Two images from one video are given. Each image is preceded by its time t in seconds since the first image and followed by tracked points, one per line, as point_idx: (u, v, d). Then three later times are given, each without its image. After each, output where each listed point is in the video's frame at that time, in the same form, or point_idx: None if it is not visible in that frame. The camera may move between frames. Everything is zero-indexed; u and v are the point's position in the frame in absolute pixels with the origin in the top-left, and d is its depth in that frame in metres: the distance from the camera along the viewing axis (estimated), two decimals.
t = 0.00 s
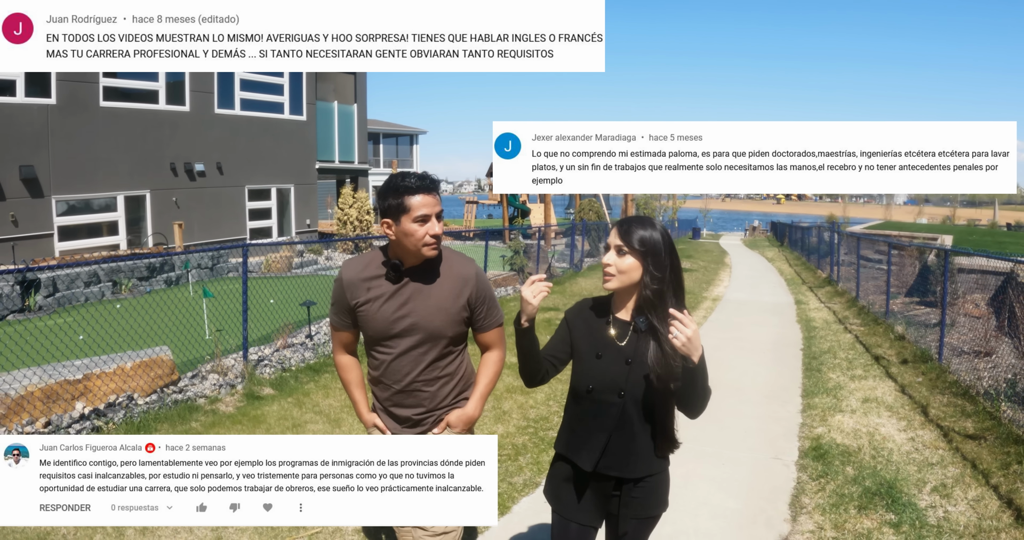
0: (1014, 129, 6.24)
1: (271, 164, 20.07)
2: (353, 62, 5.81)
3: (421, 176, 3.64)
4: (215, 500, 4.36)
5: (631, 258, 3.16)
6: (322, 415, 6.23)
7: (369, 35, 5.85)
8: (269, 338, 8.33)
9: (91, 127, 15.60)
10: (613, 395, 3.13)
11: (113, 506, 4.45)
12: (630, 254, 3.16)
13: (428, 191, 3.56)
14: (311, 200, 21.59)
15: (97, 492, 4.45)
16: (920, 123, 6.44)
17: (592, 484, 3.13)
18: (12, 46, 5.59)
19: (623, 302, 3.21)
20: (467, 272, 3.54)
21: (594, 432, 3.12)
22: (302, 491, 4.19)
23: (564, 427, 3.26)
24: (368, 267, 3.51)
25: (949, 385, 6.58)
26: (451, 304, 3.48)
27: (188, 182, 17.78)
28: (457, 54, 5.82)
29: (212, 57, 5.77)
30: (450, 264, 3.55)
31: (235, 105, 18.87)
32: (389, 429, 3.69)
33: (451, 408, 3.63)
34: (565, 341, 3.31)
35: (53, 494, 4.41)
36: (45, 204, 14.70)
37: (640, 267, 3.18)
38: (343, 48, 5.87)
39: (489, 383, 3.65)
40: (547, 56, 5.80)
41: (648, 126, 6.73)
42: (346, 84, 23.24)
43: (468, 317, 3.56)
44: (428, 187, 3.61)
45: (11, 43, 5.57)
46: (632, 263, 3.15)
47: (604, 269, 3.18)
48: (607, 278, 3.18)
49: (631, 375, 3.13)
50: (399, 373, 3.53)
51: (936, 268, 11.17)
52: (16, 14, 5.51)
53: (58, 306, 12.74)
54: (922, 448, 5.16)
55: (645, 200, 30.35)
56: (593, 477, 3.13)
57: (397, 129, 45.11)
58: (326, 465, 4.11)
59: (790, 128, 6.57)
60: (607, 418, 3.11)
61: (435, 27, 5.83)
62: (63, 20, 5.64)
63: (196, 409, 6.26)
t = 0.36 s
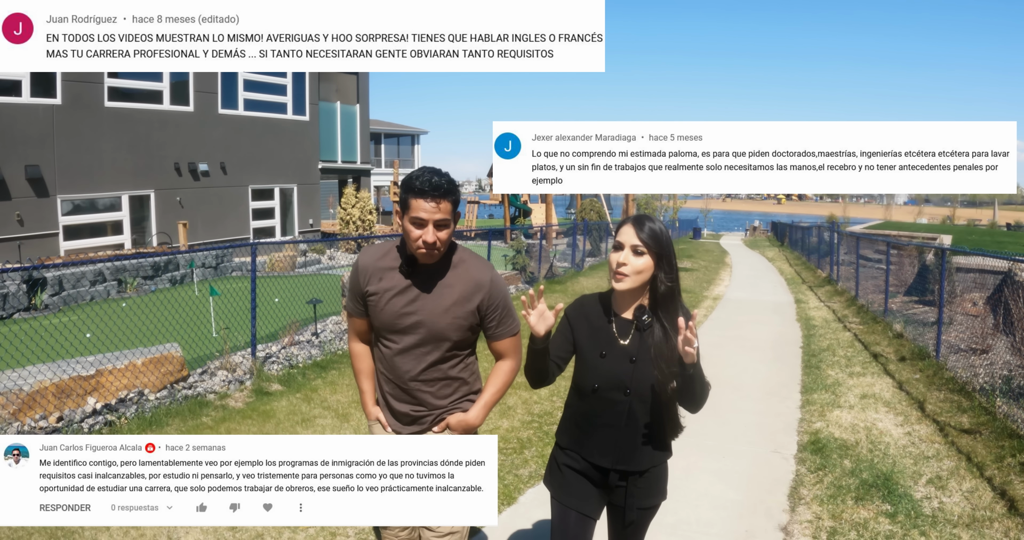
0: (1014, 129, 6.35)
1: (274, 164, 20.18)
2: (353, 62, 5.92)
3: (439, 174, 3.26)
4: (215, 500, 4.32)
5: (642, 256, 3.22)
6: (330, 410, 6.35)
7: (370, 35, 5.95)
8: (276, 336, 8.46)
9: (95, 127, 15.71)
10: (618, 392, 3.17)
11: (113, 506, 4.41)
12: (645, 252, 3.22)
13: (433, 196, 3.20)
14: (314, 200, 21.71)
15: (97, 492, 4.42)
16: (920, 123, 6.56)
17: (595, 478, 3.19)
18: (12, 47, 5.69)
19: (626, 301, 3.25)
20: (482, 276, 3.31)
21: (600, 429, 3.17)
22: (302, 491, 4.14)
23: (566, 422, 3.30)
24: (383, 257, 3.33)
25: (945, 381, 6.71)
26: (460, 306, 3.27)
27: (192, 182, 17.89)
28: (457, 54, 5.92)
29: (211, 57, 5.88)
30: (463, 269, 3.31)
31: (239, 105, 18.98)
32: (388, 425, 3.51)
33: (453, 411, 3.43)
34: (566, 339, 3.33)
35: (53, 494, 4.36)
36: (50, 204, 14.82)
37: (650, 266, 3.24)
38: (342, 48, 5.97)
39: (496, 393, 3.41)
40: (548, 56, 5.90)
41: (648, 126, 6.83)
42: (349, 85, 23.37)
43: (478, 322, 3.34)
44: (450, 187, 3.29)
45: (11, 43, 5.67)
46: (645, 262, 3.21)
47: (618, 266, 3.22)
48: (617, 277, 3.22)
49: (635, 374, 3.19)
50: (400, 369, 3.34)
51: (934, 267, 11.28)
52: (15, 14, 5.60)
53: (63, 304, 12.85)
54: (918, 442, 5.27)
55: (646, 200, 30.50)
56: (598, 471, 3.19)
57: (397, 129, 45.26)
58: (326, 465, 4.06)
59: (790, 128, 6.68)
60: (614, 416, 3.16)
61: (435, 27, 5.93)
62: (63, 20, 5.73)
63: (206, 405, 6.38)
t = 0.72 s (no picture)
0: (1013, 129, 6.45)
1: (276, 164, 20.28)
2: (353, 62, 6.02)
3: (450, 163, 3.38)
4: (215, 500, 4.38)
5: (629, 252, 3.16)
6: (335, 406, 6.46)
7: (369, 36, 6.05)
8: (281, 333, 8.57)
9: (98, 127, 15.79)
10: (606, 392, 3.14)
11: (113, 506, 4.45)
12: (632, 247, 3.16)
13: (443, 183, 3.32)
14: (316, 200, 21.82)
15: (97, 492, 4.46)
16: (918, 123, 6.66)
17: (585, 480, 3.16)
18: (12, 46, 5.77)
19: (612, 299, 3.20)
20: (493, 268, 3.42)
21: (588, 429, 3.14)
22: (302, 491, 4.23)
23: (553, 424, 3.25)
24: (396, 247, 3.44)
25: (943, 377, 6.81)
26: (471, 297, 3.37)
27: (194, 182, 17.98)
28: (457, 54, 6.02)
29: (212, 57, 5.98)
30: (475, 259, 3.42)
31: (240, 106, 19.08)
32: (396, 417, 3.57)
33: (461, 404, 3.52)
34: (551, 340, 3.25)
35: (53, 495, 4.40)
36: (54, 204, 14.92)
37: (637, 262, 3.19)
38: (342, 48, 6.07)
39: (504, 387, 3.49)
40: (548, 56, 5.99)
41: (648, 126, 6.93)
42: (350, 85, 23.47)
43: (488, 314, 3.44)
44: (460, 176, 3.39)
45: (12, 43, 5.75)
46: (632, 257, 3.16)
47: (604, 262, 3.15)
48: (603, 274, 3.15)
49: (623, 373, 3.14)
50: (411, 359, 3.42)
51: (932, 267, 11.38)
52: (16, 15, 5.69)
53: (68, 304, 12.94)
54: (914, 436, 5.37)
55: (645, 200, 30.60)
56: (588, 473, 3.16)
57: (396, 130, 45.37)
58: (327, 465, 4.17)
59: (789, 128, 6.78)
60: (603, 416, 3.12)
61: (435, 28, 6.03)
62: (63, 20, 5.82)
63: (214, 400, 6.48)
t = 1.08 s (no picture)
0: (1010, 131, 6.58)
1: (276, 165, 20.36)
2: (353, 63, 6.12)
3: (439, 174, 3.31)
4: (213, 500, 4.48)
5: (607, 248, 3.12)
6: (340, 405, 6.57)
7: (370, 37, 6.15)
8: (285, 333, 8.68)
9: (99, 128, 15.86)
10: (584, 390, 3.07)
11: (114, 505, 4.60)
12: (609, 243, 3.12)
13: (432, 197, 3.25)
14: (315, 200, 21.91)
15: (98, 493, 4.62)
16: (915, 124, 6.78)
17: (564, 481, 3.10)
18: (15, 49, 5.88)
19: (589, 295, 3.15)
20: (488, 270, 3.44)
21: (566, 429, 3.08)
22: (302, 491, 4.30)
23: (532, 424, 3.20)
24: (388, 257, 3.38)
25: (938, 376, 6.93)
26: (470, 300, 3.37)
27: (195, 183, 18.05)
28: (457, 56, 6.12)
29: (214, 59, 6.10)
30: (469, 263, 3.42)
31: (241, 107, 19.16)
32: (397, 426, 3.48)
33: (463, 407, 3.47)
34: (529, 337, 3.16)
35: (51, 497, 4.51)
36: (55, 205, 15.02)
37: (615, 259, 3.15)
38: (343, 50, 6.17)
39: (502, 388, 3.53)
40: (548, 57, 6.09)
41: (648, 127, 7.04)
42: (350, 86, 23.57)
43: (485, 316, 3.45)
44: (449, 187, 3.33)
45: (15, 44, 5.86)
46: (610, 253, 3.12)
47: (582, 258, 3.11)
48: (581, 269, 3.12)
49: (600, 371, 3.08)
50: (412, 367, 3.37)
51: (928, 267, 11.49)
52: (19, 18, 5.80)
53: (70, 304, 13.02)
54: (909, 433, 5.47)
55: (644, 200, 30.74)
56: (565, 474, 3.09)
57: (395, 130, 45.53)
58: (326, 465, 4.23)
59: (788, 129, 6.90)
60: (580, 415, 3.06)
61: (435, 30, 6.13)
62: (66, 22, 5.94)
63: (219, 400, 6.66)
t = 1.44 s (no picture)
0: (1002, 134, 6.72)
1: (276, 166, 20.43)
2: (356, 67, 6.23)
3: (405, 172, 3.27)
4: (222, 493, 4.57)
5: (601, 254, 3.10)
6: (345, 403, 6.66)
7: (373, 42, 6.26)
8: (288, 333, 8.79)
9: (100, 129, 15.92)
10: (581, 389, 3.10)
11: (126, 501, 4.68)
12: (604, 250, 3.10)
13: (400, 196, 3.21)
14: (315, 201, 21.99)
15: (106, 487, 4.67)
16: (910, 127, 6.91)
17: (564, 477, 3.15)
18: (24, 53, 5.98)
19: (586, 297, 3.14)
20: (461, 267, 3.36)
21: (564, 426, 3.12)
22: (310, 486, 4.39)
23: (535, 422, 3.26)
24: (358, 262, 3.30)
25: (934, 373, 7.05)
26: (445, 299, 3.29)
27: (195, 184, 18.11)
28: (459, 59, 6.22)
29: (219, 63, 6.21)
30: (441, 260, 3.34)
31: (241, 108, 19.23)
32: (381, 431, 3.44)
33: (447, 409, 3.43)
34: (529, 337, 3.21)
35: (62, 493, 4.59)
36: (56, 205, 15.10)
37: (609, 264, 3.14)
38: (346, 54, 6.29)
39: (484, 387, 3.46)
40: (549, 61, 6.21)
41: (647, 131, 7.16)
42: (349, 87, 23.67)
43: (463, 314, 3.38)
44: (417, 185, 3.32)
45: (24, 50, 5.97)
46: (605, 259, 3.10)
47: (576, 264, 3.10)
48: (575, 275, 3.10)
49: (597, 368, 3.10)
50: (392, 372, 3.31)
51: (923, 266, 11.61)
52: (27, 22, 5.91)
53: (72, 304, 13.08)
54: (905, 429, 5.58)
55: (643, 200, 30.89)
56: (566, 472, 3.14)
57: (393, 131, 45.67)
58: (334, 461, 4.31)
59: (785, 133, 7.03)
60: (577, 413, 3.10)
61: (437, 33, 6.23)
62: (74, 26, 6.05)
63: (226, 398, 6.77)
